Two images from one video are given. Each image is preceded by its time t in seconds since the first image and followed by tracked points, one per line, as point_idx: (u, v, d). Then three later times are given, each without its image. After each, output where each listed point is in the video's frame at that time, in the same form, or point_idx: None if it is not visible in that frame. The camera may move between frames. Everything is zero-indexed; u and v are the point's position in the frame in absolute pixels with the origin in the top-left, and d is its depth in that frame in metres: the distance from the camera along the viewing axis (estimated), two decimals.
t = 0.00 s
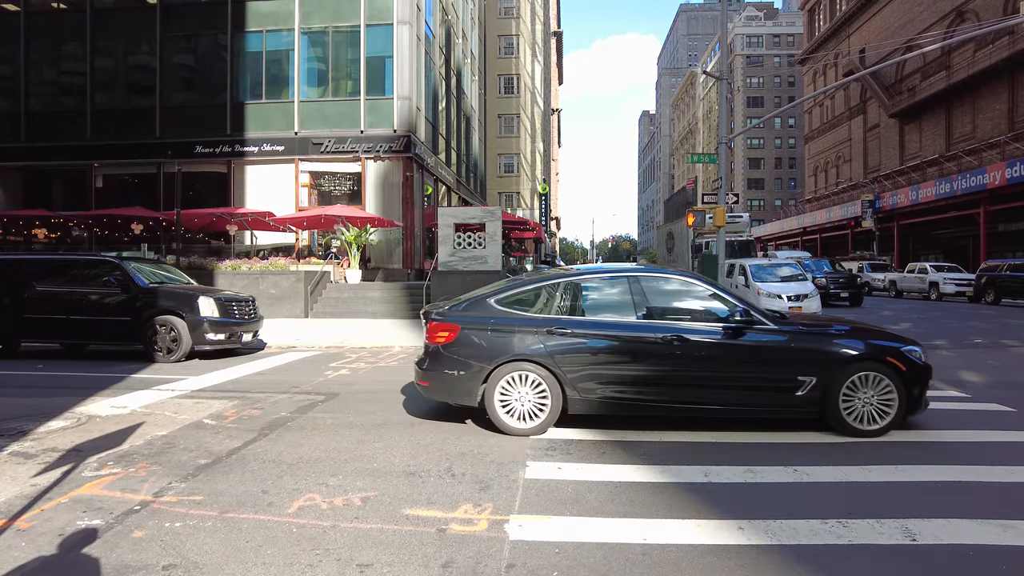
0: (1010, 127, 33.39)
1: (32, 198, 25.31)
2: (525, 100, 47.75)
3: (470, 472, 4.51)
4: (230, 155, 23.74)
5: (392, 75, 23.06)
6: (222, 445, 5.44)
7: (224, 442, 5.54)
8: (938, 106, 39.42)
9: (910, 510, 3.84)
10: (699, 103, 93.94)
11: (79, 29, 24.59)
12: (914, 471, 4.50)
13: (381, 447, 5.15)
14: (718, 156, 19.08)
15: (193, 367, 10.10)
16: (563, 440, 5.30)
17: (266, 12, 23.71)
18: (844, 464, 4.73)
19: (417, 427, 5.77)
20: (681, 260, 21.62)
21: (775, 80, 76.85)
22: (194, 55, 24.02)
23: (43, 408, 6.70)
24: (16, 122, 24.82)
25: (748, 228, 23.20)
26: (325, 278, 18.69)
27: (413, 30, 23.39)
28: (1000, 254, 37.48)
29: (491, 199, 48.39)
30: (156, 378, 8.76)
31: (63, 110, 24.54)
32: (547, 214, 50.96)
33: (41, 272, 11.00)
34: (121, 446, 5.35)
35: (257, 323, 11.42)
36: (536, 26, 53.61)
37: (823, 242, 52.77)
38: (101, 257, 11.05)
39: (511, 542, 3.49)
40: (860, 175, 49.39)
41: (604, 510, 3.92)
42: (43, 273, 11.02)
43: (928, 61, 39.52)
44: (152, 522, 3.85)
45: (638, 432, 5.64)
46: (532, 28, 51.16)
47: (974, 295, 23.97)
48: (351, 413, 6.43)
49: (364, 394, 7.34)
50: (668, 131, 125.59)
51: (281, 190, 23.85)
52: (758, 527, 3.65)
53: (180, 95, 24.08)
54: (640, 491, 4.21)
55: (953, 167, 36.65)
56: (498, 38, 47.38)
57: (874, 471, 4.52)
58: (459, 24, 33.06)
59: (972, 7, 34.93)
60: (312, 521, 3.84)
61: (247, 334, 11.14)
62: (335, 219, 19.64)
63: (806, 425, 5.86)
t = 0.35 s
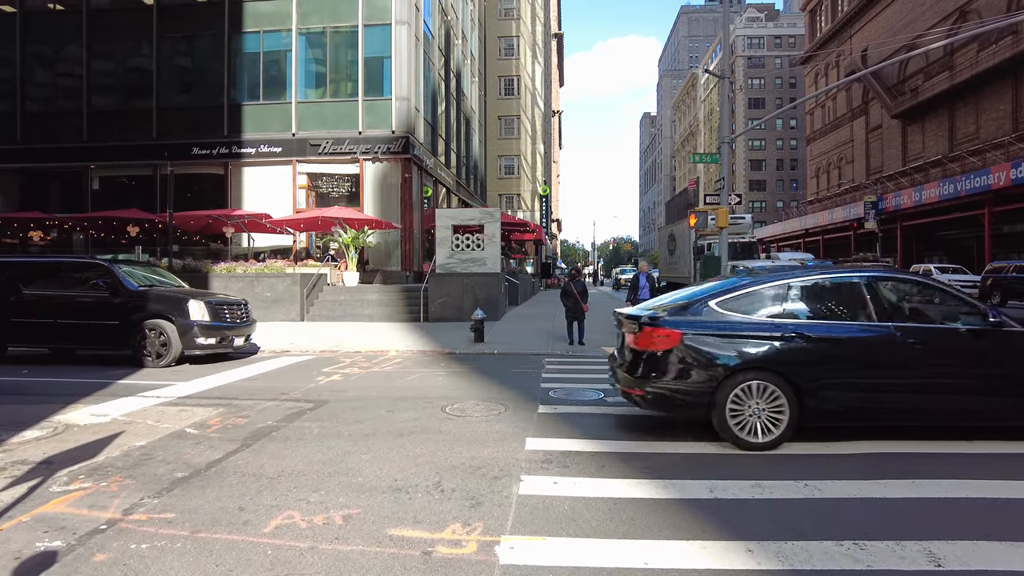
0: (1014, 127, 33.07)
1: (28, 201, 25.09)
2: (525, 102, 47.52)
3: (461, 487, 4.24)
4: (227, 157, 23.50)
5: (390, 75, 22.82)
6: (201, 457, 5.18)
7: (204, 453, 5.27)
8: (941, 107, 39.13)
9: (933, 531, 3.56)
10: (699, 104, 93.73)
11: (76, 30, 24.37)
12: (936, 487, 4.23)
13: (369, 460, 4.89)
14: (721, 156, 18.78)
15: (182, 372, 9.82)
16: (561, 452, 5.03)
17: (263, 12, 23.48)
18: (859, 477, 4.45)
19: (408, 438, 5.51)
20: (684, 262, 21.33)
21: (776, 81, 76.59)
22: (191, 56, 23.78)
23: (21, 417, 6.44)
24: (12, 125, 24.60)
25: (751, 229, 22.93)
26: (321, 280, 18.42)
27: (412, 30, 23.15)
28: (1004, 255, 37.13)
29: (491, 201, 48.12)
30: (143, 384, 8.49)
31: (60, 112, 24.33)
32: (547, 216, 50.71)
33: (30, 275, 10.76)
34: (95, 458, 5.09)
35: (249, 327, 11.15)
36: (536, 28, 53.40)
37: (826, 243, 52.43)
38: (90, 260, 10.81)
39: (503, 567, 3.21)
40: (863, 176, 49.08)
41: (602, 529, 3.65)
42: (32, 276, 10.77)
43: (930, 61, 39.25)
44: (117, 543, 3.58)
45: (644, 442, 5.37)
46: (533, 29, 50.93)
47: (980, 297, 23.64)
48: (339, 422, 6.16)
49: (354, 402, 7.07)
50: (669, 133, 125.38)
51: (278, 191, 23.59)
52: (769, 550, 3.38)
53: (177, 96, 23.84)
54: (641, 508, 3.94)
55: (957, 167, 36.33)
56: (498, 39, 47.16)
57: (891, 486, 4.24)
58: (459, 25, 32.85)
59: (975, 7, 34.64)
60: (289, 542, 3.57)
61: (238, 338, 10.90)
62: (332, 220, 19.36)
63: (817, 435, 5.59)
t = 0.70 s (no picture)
0: None
1: (29, 201, 24.88)
2: (529, 104, 47.28)
3: (459, 504, 3.98)
4: (229, 157, 23.27)
5: (393, 75, 22.61)
6: (186, 467, 4.92)
7: (190, 464, 5.01)
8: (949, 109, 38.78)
9: (971, 558, 3.27)
10: (704, 106, 93.38)
11: (78, 30, 24.17)
12: (968, 507, 3.95)
13: (362, 472, 4.62)
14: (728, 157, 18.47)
15: (178, 376, 9.57)
16: (567, 465, 4.76)
17: (266, 11, 23.26)
18: (885, 495, 4.16)
19: (405, 448, 5.24)
20: (690, 264, 21.04)
21: (782, 83, 76.19)
22: (193, 56, 23.56)
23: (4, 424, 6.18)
24: (13, 125, 24.42)
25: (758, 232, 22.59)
26: (322, 282, 18.21)
27: (416, 30, 22.92)
28: (1014, 259, 36.70)
29: (494, 203, 47.87)
30: (136, 388, 8.25)
31: (61, 111, 24.13)
32: (551, 218, 50.40)
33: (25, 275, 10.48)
34: (75, 470, 4.84)
35: (247, 329, 10.91)
36: (541, 29, 53.10)
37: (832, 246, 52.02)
38: (85, 260, 10.57)
39: None
40: (870, 178, 48.69)
41: (611, 553, 3.37)
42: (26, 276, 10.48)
43: (938, 63, 38.89)
44: (87, 566, 3.31)
45: (656, 454, 5.10)
46: (537, 30, 50.65)
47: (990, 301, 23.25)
48: (333, 430, 5.91)
49: (351, 409, 6.82)
50: (673, 136, 125.01)
51: (280, 191, 23.36)
52: None
53: (179, 96, 23.64)
54: (651, 529, 3.66)
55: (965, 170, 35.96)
56: (502, 40, 46.96)
57: (919, 506, 3.96)
58: (463, 26, 32.62)
59: (984, 8, 34.23)
60: (272, 566, 3.30)
61: (236, 341, 10.66)
62: (334, 221, 19.11)
63: (838, 448, 5.30)
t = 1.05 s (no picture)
0: None
1: (35, 203, 24.78)
2: (537, 106, 47.08)
3: (456, 518, 3.77)
4: (234, 160, 23.17)
5: (399, 77, 22.51)
6: (174, 476, 4.72)
7: (178, 472, 4.81)
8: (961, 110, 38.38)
9: None
10: (712, 109, 92.97)
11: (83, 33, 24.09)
12: (999, 524, 3.69)
13: (356, 483, 4.41)
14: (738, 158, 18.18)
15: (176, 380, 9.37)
16: (571, 476, 4.54)
17: (271, 13, 23.18)
18: (909, 511, 3.92)
19: (402, 457, 5.02)
20: (698, 267, 20.76)
21: (790, 85, 75.77)
22: (199, 58, 23.47)
23: None
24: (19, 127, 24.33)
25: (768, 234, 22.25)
26: (326, 285, 18.14)
27: (421, 31, 22.79)
28: None
29: (501, 206, 47.67)
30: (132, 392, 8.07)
31: (67, 113, 24.08)
32: (559, 221, 50.11)
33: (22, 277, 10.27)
34: (59, 479, 4.64)
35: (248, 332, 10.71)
36: (548, 31, 52.92)
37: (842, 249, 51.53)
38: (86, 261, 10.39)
39: None
40: (880, 181, 48.20)
41: (617, 573, 3.14)
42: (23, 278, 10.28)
43: (950, 63, 38.46)
44: None
45: (664, 464, 4.87)
46: (544, 32, 50.47)
47: (1004, 305, 22.81)
48: (329, 437, 5.70)
49: (348, 415, 6.61)
50: (681, 138, 124.57)
51: (286, 194, 23.25)
52: None
53: (185, 98, 23.56)
54: (660, 546, 3.43)
55: (978, 172, 35.48)
56: (509, 43, 46.87)
57: (947, 522, 3.71)
58: (469, 28, 32.52)
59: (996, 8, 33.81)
60: None
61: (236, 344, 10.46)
62: (339, 223, 18.94)
63: (856, 457, 5.05)
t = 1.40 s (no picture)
0: None
1: (54, 211, 24.99)
2: (551, 110, 46.94)
3: (457, 536, 3.59)
4: (249, 166, 23.20)
5: (412, 82, 22.46)
6: (171, 488, 4.57)
7: (176, 483, 4.65)
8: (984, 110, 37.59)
9: None
10: (729, 111, 92.27)
11: (100, 41, 24.28)
12: None
13: (355, 497, 4.25)
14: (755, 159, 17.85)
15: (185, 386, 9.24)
16: (580, 490, 4.33)
17: (285, 19, 23.26)
18: (941, 532, 3.66)
19: (405, 469, 4.85)
20: (715, 271, 20.44)
21: (808, 87, 74.93)
22: (214, 65, 23.56)
23: None
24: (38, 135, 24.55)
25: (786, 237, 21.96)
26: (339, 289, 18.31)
27: (434, 36, 22.75)
28: None
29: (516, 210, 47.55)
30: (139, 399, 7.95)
31: (85, 121, 24.26)
32: (573, 225, 49.85)
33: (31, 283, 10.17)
34: (54, 490, 4.51)
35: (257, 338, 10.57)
36: (562, 35, 52.80)
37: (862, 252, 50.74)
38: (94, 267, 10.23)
39: None
40: (900, 183, 47.43)
41: None
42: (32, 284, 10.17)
43: (972, 62, 37.70)
44: None
45: (679, 478, 4.64)
46: (558, 36, 50.34)
47: None
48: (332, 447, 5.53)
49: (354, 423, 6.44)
50: (697, 141, 123.80)
51: (300, 200, 23.27)
52: None
53: (200, 105, 23.65)
54: (673, 569, 3.21)
55: (1002, 173, 34.72)
56: (523, 47, 46.85)
57: (983, 545, 3.45)
58: (483, 33, 32.43)
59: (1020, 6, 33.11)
60: None
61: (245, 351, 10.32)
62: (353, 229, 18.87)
63: (881, 471, 4.79)
